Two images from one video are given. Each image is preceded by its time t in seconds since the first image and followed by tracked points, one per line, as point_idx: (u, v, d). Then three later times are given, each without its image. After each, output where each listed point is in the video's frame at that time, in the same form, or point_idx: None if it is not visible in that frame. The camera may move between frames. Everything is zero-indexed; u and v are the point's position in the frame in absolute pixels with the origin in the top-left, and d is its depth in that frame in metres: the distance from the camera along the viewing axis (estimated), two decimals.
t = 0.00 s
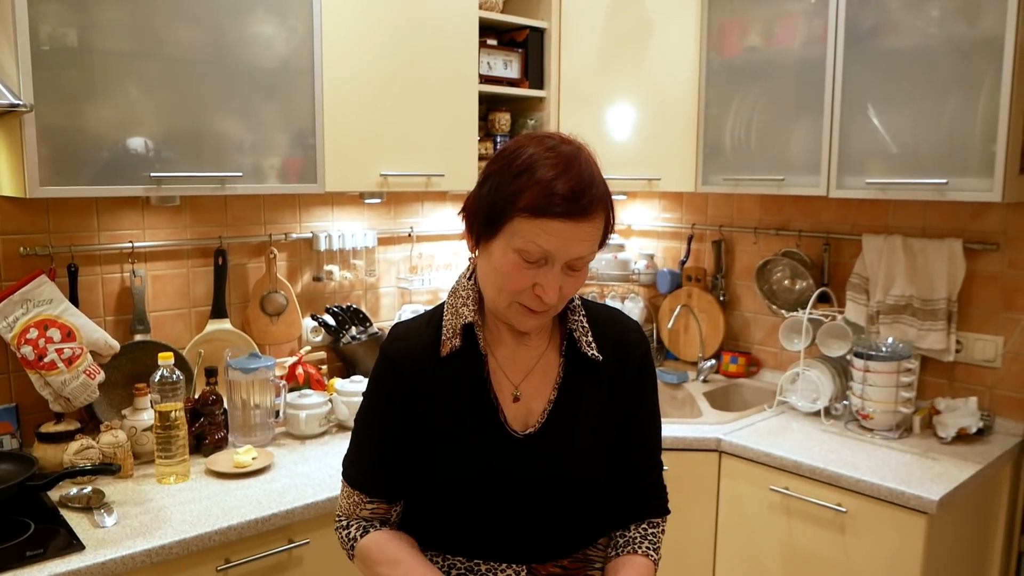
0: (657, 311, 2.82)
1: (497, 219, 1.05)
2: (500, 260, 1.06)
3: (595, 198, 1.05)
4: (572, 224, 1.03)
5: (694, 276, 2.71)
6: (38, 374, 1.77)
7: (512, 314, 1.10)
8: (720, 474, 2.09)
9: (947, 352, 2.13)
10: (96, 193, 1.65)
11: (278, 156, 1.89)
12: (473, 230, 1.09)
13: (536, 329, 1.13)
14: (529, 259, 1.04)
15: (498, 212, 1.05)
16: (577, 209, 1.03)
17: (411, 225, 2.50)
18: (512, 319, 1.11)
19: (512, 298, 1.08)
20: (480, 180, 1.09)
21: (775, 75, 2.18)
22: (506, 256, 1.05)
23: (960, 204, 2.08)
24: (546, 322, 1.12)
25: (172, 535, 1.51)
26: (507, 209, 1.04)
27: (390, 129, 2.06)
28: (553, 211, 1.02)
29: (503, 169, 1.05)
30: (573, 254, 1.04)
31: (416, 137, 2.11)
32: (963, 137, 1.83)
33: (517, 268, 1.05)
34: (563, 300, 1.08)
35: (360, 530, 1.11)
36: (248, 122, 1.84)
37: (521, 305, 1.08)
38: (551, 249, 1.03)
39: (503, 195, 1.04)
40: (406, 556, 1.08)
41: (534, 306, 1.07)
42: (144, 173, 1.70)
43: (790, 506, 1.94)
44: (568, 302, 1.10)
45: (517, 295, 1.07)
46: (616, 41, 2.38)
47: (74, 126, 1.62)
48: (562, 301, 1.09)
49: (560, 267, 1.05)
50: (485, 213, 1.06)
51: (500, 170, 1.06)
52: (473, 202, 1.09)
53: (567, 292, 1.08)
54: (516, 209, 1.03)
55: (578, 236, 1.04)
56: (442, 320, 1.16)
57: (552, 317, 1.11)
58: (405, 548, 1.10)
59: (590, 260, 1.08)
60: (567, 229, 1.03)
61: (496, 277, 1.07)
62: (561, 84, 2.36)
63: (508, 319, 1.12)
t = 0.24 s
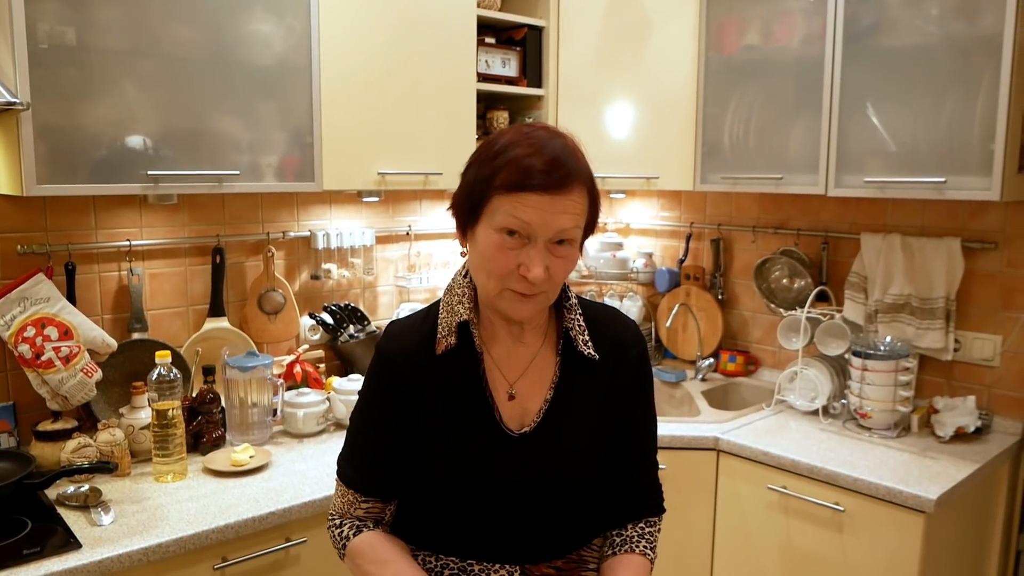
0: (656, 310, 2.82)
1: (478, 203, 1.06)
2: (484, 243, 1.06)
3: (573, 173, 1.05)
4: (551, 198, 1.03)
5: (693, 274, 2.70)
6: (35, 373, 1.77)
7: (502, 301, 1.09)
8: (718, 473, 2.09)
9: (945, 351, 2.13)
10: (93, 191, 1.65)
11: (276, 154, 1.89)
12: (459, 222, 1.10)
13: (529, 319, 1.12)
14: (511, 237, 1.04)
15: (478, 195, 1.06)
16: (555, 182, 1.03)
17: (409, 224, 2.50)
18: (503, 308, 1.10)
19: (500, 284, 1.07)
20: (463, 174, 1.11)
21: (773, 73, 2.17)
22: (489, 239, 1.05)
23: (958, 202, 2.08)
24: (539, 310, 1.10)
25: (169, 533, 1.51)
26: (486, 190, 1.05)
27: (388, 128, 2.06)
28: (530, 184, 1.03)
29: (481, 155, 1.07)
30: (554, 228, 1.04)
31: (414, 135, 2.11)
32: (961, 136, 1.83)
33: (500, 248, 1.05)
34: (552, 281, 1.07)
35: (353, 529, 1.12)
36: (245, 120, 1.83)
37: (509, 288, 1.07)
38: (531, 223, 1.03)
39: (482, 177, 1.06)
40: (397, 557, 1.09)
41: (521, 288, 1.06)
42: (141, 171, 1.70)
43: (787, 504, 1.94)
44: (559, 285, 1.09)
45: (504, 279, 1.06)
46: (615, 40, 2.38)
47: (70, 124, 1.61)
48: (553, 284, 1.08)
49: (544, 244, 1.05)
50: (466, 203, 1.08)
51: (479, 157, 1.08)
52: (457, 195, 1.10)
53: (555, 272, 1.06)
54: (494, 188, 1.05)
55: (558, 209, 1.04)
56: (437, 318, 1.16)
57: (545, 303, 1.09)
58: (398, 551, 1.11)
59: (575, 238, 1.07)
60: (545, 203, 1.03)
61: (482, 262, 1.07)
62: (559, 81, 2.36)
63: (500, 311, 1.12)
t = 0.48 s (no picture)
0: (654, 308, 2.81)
1: (462, 199, 1.07)
2: (469, 239, 1.07)
3: (555, 163, 1.05)
4: (532, 189, 1.03)
5: (691, 273, 2.69)
6: (33, 371, 1.76)
7: (490, 297, 1.08)
8: (716, 472, 2.09)
9: (944, 350, 2.13)
10: (91, 189, 1.65)
11: (274, 152, 1.89)
12: (446, 220, 1.11)
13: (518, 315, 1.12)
14: (494, 231, 1.05)
15: (461, 191, 1.07)
16: (535, 173, 1.03)
17: (408, 222, 2.50)
18: (491, 304, 1.10)
19: (486, 279, 1.07)
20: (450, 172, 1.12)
21: (772, 72, 2.17)
22: (473, 233, 1.06)
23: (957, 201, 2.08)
24: (527, 305, 1.10)
25: (167, 532, 1.51)
26: (469, 184, 1.06)
27: (386, 126, 2.05)
28: (510, 176, 1.03)
29: (464, 150, 1.08)
30: (536, 219, 1.04)
31: (412, 133, 2.10)
32: (960, 134, 1.83)
33: (484, 242, 1.05)
34: (538, 275, 1.06)
35: (333, 515, 1.12)
36: (243, 118, 1.83)
37: (494, 283, 1.07)
38: (513, 216, 1.04)
39: (464, 172, 1.06)
40: (377, 543, 1.10)
41: (507, 282, 1.06)
42: (139, 169, 1.70)
43: (785, 503, 1.94)
44: (547, 280, 1.08)
45: (489, 274, 1.06)
46: (613, 38, 2.38)
47: (68, 122, 1.61)
48: (540, 279, 1.07)
49: (527, 237, 1.05)
50: (451, 199, 1.09)
51: (462, 153, 1.09)
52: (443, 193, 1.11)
53: (540, 265, 1.06)
54: (476, 183, 1.05)
55: (540, 200, 1.04)
56: (429, 313, 1.16)
57: (532, 298, 1.09)
58: (378, 536, 1.11)
59: (559, 230, 1.07)
60: (526, 194, 1.03)
61: (468, 258, 1.08)
62: (557, 81, 2.38)
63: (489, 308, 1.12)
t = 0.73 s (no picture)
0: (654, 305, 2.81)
1: (437, 196, 1.07)
2: (444, 236, 1.06)
3: (531, 160, 1.05)
4: (508, 187, 1.03)
5: (691, 270, 2.69)
6: (33, 368, 1.76)
7: (465, 294, 1.08)
8: (715, 469, 2.09)
9: (944, 347, 2.12)
10: (90, 187, 1.65)
11: (273, 149, 1.89)
12: (422, 217, 1.11)
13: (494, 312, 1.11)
14: (469, 228, 1.04)
15: (436, 188, 1.06)
16: (511, 171, 1.03)
17: (408, 219, 2.50)
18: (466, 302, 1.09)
19: (462, 277, 1.07)
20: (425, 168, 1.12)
21: (773, 68, 2.16)
22: (448, 231, 1.05)
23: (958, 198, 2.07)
24: (504, 303, 1.09)
25: (166, 528, 1.51)
26: (444, 182, 1.05)
27: (385, 123, 2.05)
28: (486, 173, 1.03)
29: (439, 147, 1.08)
30: (512, 216, 1.04)
31: (412, 130, 2.10)
32: (961, 131, 1.82)
33: (459, 240, 1.05)
34: (514, 272, 1.06)
35: (317, 520, 1.12)
36: (242, 115, 1.83)
37: (471, 281, 1.06)
38: (489, 213, 1.03)
39: (438, 169, 1.06)
40: (360, 548, 1.10)
41: (482, 280, 1.06)
42: (138, 167, 1.70)
43: (785, 500, 1.94)
44: (523, 277, 1.08)
45: (465, 272, 1.06)
46: (613, 34, 2.38)
47: (67, 119, 1.61)
48: (517, 276, 1.07)
49: (503, 234, 1.05)
50: (426, 196, 1.08)
51: (437, 150, 1.08)
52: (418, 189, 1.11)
53: (516, 263, 1.06)
54: (451, 180, 1.05)
55: (515, 197, 1.04)
56: (403, 308, 1.16)
57: (509, 296, 1.09)
58: (359, 541, 1.11)
59: (536, 227, 1.07)
60: (502, 191, 1.03)
61: (443, 256, 1.07)
62: (557, 80, 2.35)
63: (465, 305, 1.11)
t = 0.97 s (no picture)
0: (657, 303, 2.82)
1: (411, 195, 1.07)
2: (418, 235, 1.06)
3: (504, 158, 1.06)
4: (481, 185, 1.04)
5: (694, 268, 2.69)
6: (36, 365, 1.77)
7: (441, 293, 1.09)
8: (717, 467, 2.08)
9: (948, 345, 2.12)
10: (93, 185, 1.65)
11: (275, 147, 1.89)
12: (396, 216, 1.11)
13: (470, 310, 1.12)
14: (443, 226, 1.05)
15: (410, 187, 1.07)
16: (483, 169, 1.03)
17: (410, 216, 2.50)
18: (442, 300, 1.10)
19: (437, 275, 1.07)
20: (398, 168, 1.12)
21: (775, 64, 2.16)
22: (422, 230, 1.06)
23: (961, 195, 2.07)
24: (479, 301, 1.10)
25: (168, 525, 1.52)
26: (417, 181, 1.06)
27: (387, 120, 2.05)
28: (458, 172, 1.03)
29: (411, 146, 1.08)
30: (486, 214, 1.04)
31: (414, 127, 2.10)
32: (964, 128, 1.81)
33: (433, 239, 1.05)
34: (488, 270, 1.07)
35: (300, 524, 1.11)
36: (244, 112, 1.83)
37: (445, 279, 1.07)
38: (462, 212, 1.04)
39: (411, 168, 1.06)
40: (343, 549, 1.10)
41: (457, 278, 1.06)
42: (140, 164, 1.70)
43: (787, 498, 1.94)
44: (498, 275, 1.09)
45: (440, 270, 1.06)
46: (615, 32, 2.38)
47: (69, 117, 1.61)
48: (491, 274, 1.08)
49: (477, 233, 1.05)
50: (400, 195, 1.09)
51: (410, 149, 1.09)
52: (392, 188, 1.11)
53: (490, 261, 1.06)
54: (424, 179, 1.05)
55: (488, 195, 1.04)
56: (380, 306, 1.17)
57: (484, 294, 1.09)
58: (340, 544, 1.11)
59: (510, 225, 1.07)
60: (475, 190, 1.03)
61: (417, 255, 1.08)
62: (559, 78, 2.37)
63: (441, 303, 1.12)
